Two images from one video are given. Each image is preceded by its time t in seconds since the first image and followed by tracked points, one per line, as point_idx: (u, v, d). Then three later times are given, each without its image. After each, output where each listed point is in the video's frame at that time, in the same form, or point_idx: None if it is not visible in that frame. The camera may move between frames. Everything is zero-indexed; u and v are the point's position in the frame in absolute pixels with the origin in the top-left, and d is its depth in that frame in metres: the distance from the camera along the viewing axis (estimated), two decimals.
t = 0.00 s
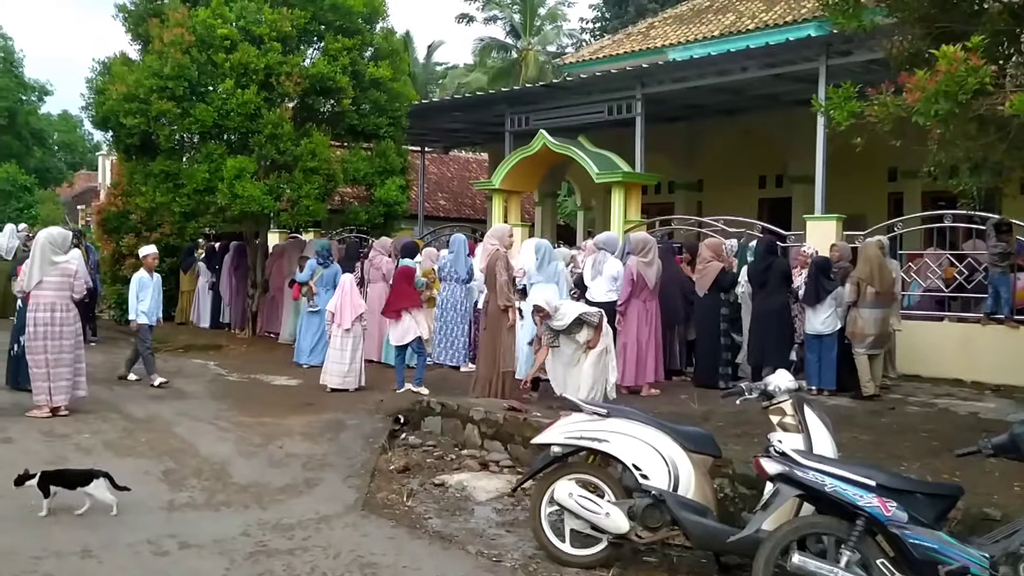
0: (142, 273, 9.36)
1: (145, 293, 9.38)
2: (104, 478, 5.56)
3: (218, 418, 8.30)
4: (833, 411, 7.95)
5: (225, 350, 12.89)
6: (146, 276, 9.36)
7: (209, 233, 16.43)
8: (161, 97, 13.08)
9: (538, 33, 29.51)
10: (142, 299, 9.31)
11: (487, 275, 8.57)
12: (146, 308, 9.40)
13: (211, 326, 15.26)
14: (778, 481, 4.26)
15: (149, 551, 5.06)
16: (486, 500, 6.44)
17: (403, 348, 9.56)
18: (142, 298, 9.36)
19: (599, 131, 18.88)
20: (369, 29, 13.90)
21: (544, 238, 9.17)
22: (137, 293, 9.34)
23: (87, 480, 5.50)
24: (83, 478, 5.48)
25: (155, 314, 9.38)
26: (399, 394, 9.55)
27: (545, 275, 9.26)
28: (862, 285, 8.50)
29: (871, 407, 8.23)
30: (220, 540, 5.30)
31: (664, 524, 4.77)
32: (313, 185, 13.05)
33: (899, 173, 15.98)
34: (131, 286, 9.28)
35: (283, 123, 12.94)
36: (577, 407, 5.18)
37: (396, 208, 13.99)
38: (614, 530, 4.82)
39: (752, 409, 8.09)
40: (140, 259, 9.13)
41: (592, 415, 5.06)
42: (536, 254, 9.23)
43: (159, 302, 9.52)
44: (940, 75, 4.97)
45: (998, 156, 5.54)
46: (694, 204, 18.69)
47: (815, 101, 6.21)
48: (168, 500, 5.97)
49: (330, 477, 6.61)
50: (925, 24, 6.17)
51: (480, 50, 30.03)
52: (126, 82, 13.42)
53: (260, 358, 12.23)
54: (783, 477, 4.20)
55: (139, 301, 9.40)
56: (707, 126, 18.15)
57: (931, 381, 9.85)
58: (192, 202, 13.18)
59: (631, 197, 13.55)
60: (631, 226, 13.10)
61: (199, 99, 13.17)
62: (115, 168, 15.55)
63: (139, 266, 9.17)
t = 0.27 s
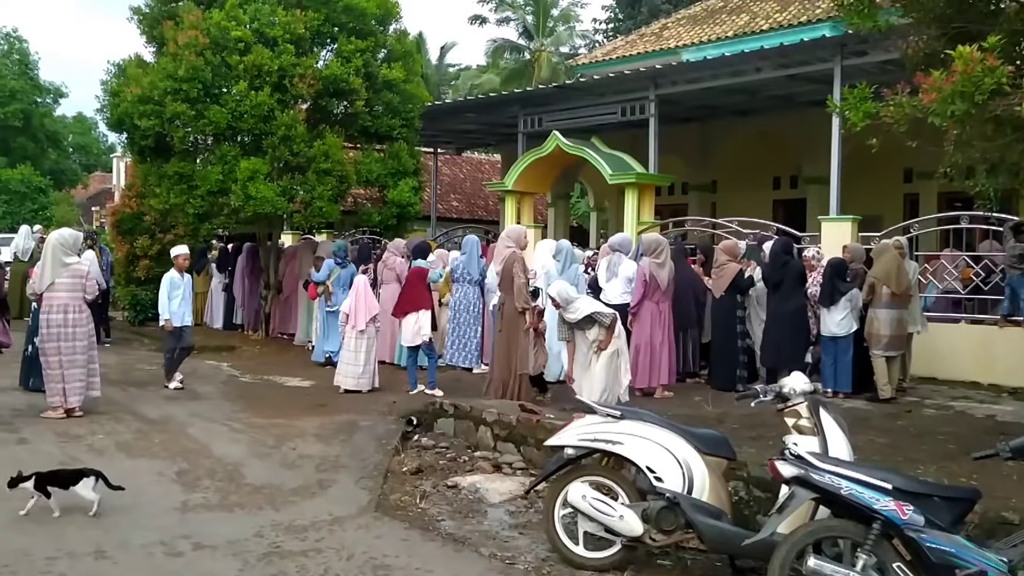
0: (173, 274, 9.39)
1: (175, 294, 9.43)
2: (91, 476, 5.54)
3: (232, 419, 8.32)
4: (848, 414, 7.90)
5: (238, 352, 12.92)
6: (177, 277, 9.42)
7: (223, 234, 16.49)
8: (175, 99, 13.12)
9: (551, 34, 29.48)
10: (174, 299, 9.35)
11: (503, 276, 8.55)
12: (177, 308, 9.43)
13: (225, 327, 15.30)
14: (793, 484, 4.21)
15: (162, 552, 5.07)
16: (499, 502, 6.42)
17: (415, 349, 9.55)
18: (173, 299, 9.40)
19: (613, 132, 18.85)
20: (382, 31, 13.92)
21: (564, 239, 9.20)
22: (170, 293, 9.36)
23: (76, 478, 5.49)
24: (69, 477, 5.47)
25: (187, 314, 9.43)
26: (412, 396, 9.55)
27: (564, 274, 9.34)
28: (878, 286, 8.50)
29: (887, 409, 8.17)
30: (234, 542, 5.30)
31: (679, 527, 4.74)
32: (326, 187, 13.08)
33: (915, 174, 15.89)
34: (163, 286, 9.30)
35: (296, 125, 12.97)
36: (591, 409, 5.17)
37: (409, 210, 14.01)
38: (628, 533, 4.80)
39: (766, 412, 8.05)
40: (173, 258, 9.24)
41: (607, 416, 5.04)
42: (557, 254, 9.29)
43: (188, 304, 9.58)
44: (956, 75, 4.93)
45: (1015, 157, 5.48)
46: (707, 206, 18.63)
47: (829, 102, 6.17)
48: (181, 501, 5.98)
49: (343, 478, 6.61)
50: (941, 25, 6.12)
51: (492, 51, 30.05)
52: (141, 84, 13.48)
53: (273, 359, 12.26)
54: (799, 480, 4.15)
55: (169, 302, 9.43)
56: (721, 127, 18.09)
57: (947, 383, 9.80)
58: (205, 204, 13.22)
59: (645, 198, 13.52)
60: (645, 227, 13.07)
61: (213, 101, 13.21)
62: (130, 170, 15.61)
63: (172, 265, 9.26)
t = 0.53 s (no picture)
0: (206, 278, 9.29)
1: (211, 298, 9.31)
2: (85, 477, 5.56)
3: (245, 419, 8.34)
4: (864, 416, 7.85)
5: (251, 352, 12.96)
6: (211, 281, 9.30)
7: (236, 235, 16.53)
8: (189, 100, 13.17)
9: (564, 35, 29.47)
10: (209, 302, 9.21)
11: (520, 277, 8.54)
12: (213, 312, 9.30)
13: (239, 327, 15.34)
14: (808, 487, 4.20)
15: (177, 552, 5.08)
16: (512, 503, 6.41)
17: (427, 350, 9.52)
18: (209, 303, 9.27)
19: (626, 132, 18.82)
20: (395, 31, 13.95)
21: (579, 240, 9.25)
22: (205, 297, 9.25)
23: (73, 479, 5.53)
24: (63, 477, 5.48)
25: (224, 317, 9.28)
26: (425, 396, 9.56)
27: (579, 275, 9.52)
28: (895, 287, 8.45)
29: (903, 411, 8.12)
30: (248, 541, 5.31)
31: (693, 529, 4.72)
32: (339, 187, 13.10)
33: (932, 174, 15.80)
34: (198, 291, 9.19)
35: (309, 125, 13.00)
36: (605, 410, 5.15)
37: (421, 211, 14.02)
38: (642, 535, 4.77)
39: (781, 414, 8.01)
40: (208, 261, 9.15)
41: (620, 417, 5.02)
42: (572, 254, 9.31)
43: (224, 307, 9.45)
44: (973, 74, 4.89)
45: None
46: (721, 206, 18.57)
47: (845, 101, 6.14)
48: (194, 501, 5.99)
49: (356, 479, 6.62)
50: (957, 24, 6.08)
51: (505, 52, 30.07)
52: (155, 85, 13.54)
53: (286, 360, 12.29)
54: (814, 482, 4.15)
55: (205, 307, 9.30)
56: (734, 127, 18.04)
57: (964, 385, 9.73)
58: (219, 205, 13.27)
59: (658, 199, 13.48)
60: (658, 227, 13.04)
61: (226, 101, 13.24)
62: (144, 170, 15.67)
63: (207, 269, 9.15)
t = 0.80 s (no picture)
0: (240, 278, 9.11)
1: (244, 299, 9.14)
2: (80, 475, 5.56)
3: (258, 419, 8.35)
4: (879, 417, 7.81)
5: (264, 352, 12.99)
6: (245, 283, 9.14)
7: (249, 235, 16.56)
8: (203, 101, 13.21)
9: (576, 34, 29.45)
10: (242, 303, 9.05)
11: (534, 278, 8.50)
12: (246, 313, 9.14)
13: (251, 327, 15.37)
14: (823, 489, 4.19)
15: (191, 551, 5.09)
16: (524, 504, 6.40)
17: (441, 350, 9.50)
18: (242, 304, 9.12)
19: (638, 132, 18.77)
20: (406, 32, 13.96)
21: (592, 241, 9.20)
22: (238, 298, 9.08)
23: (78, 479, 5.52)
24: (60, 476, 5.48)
25: (257, 318, 9.10)
26: (437, 397, 9.55)
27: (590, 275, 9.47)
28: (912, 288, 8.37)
29: (918, 413, 8.07)
30: (262, 541, 5.32)
31: (706, 531, 4.70)
32: (351, 188, 13.11)
33: (947, 174, 15.70)
34: (232, 291, 9.01)
35: (321, 126, 13.02)
36: (618, 411, 5.13)
37: (433, 212, 14.03)
38: (654, 536, 4.74)
39: (795, 415, 7.97)
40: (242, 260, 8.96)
41: (633, 418, 4.99)
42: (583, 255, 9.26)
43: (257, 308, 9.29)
44: (990, 73, 4.84)
45: None
46: (734, 206, 18.51)
47: (860, 100, 6.09)
48: (208, 501, 6.00)
49: (368, 479, 6.62)
50: (974, 23, 6.02)
51: (517, 52, 30.06)
52: (169, 87, 13.59)
53: (298, 360, 12.32)
54: (829, 484, 4.10)
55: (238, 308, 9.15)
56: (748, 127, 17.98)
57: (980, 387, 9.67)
58: (231, 206, 13.29)
59: (671, 199, 13.45)
60: (671, 228, 12.99)
61: (239, 102, 13.28)
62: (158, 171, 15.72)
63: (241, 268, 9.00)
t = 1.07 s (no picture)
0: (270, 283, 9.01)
1: (274, 303, 9.00)
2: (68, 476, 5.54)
3: (270, 419, 8.36)
4: (893, 419, 7.76)
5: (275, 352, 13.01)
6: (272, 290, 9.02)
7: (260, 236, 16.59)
8: (214, 102, 13.25)
9: (587, 35, 29.41)
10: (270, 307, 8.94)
11: (548, 279, 8.49)
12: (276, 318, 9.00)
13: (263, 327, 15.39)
14: (837, 491, 4.17)
15: (204, 550, 5.10)
16: (535, 505, 6.39)
17: (455, 351, 9.52)
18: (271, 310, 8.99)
19: (650, 132, 18.74)
20: (417, 32, 13.96)
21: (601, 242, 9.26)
22: (266, 303, 8.97)
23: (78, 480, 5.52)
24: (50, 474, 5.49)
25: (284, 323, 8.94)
26: (448, 398, 9.55)
27: (602, 276, 9.47)
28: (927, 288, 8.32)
29: (933, 415, 8.02)
30: (273, 540, 5.33)
31: (719, 533, 4.68)
32: (362, 189, 13.13)
33: (962, 174, 15.62)
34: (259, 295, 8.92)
35: (333, 127, 13.04)
36: (630, 412, 5.12)
37: (444, 212, 14.04)
38: (667, 538, 4.72)
39: (807, 417, 7.93)
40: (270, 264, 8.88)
41: (645, 419, 4.97)
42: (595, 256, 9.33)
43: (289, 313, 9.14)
44: (1006, 73, 4.80)
45: None
46: (746, 207, 18.45)
47: (874, 100, 6.06)
48: (220, 501, 6.01)
49: (380, 479, 6.62)
50: (989, 22, 5.98)
51: (527, 52, 30.06)
52: (181, 88, 13.63)
53: (309, 360, 12.33)
54: (843, 486, 4.11)
55: (267, 313, 9.01)
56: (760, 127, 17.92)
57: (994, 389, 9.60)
58: (243, 206, 13.31)
59: (683, 200, 13.41)
60: (682, 228, 12.96)
61: (251, 103, 13.32)
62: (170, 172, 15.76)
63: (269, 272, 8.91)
